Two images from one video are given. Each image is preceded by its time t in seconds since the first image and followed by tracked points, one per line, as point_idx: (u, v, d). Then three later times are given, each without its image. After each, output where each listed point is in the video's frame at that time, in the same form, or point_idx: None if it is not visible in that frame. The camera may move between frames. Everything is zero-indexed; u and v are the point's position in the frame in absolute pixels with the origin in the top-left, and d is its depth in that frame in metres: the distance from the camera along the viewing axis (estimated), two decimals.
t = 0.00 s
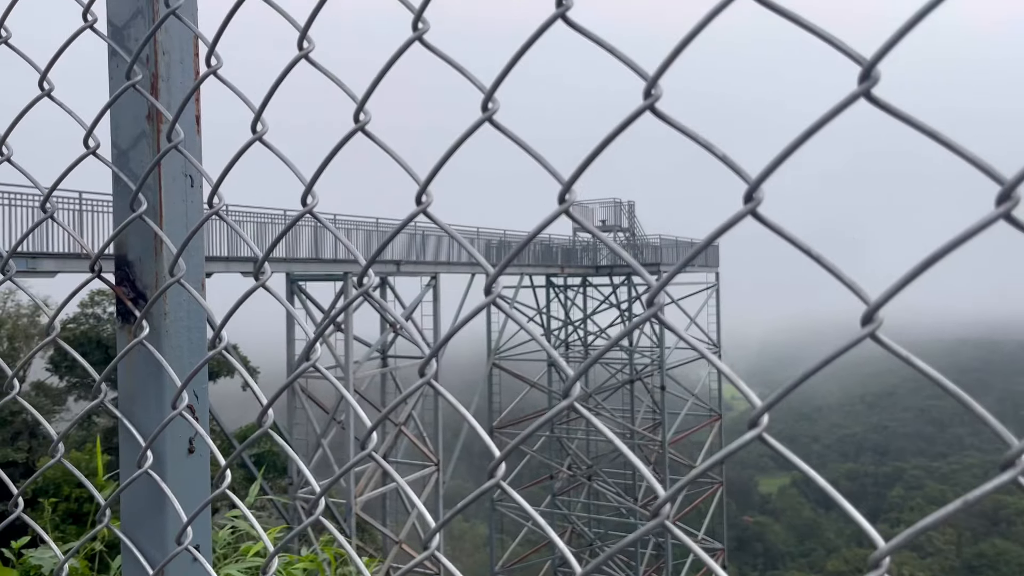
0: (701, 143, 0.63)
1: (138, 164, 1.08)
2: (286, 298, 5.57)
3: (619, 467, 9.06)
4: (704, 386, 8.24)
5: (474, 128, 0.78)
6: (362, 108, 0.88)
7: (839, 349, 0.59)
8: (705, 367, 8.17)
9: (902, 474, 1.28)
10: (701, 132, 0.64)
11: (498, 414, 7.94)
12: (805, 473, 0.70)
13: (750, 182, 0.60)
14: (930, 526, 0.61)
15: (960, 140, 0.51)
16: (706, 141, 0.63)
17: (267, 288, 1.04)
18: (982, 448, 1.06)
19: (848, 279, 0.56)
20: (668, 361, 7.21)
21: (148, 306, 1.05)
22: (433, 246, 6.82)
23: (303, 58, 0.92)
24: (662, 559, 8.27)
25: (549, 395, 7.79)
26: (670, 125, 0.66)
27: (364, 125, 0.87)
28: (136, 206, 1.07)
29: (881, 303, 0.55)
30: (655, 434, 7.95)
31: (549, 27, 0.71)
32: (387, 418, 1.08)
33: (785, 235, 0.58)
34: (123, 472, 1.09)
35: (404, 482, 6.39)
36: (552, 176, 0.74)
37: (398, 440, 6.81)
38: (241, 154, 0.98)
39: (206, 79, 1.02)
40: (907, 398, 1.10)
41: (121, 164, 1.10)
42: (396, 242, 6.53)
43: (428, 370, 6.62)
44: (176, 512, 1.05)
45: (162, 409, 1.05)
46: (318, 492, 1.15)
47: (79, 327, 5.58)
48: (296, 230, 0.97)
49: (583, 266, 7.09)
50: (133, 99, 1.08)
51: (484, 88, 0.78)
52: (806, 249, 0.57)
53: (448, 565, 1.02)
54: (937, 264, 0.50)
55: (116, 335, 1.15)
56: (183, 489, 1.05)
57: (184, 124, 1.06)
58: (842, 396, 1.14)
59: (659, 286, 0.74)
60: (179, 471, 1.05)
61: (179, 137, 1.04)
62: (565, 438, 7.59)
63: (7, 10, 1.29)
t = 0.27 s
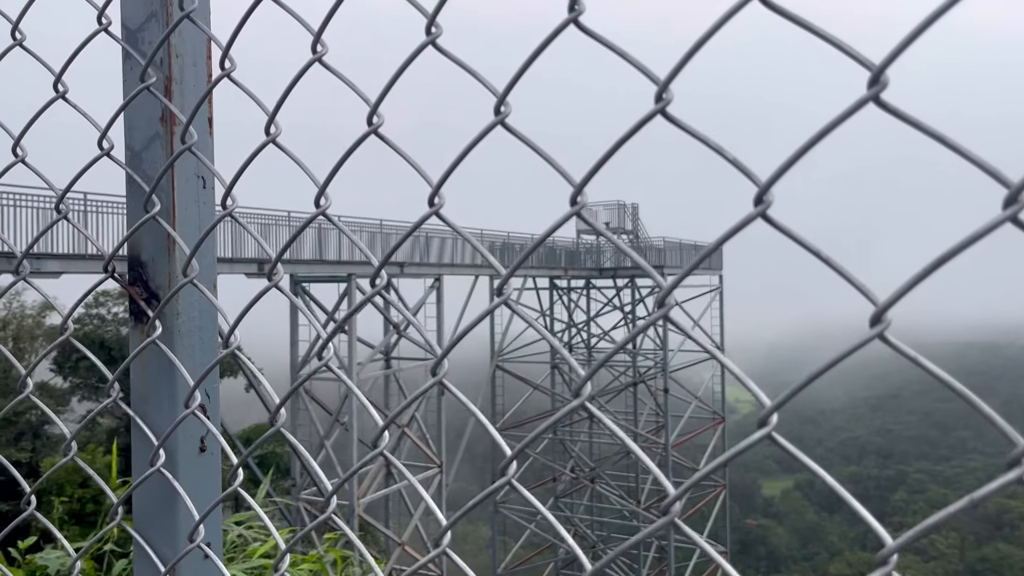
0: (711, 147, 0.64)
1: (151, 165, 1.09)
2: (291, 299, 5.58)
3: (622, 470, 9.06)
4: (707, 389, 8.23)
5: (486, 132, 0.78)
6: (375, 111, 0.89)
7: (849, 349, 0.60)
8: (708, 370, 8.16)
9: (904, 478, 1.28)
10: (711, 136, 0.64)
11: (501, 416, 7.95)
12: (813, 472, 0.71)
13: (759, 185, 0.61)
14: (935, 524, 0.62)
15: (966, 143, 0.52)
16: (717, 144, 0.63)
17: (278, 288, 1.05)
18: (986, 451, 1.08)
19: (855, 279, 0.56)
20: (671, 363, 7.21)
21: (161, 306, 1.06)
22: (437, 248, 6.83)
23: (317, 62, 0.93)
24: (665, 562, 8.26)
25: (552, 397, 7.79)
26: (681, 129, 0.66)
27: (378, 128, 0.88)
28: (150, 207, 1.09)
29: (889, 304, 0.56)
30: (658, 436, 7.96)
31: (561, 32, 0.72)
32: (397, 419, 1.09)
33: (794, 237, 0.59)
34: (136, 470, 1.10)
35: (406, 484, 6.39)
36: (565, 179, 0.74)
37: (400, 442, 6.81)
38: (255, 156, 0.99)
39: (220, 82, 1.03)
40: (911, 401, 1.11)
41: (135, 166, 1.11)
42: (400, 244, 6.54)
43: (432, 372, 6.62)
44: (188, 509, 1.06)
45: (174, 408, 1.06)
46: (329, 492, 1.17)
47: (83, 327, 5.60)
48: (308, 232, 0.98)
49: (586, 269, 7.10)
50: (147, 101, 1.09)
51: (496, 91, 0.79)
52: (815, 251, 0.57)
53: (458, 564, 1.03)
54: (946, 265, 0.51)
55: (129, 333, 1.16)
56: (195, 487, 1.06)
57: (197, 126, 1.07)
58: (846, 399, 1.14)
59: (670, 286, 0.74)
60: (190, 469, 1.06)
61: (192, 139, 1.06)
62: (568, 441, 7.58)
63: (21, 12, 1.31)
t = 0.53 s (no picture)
0: (724, 150, 0.64)
1: (162, 165, 1.19)
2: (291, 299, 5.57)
3: (621, 471, 9.06)
4: (706, 390, 8.24)
5: (498, 134, 0.79)
6: (386, 112, 0.89)
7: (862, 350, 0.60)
8: (708, 371, 8.17)
9: (904, 480, 1.28)
10: (724, 138, 0.65)
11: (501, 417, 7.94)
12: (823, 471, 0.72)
13: (772, 188, 0.61)
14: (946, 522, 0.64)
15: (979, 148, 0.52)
16: (730, 146, 0.63)
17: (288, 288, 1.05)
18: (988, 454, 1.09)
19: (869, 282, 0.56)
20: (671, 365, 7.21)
21: (171, 307, 1.17)
22: (438, 249, 6.81)
23: (327, 63, 0.93)
24: (664, 563, 8.26)
25: (552, 398, 7.79)
26: (694, 131, 0.67)
27: (389, 130, 0.88)
28: (160, 208, 1.20)
29: (902, 306, 0.57)
30: (658, 438, 7.96)
31: (574, 34, 0.72)
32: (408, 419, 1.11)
33: (808, 241, 0.59)
34: (146, 470, 1.23)
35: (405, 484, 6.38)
36: (577, 180, 0.75)
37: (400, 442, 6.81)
38: (264, 157, 0.99)
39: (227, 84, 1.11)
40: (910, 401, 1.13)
41: (145, 165, 1.21)
42: (400, 244, 6.55)
43: (432, 373, 6.62)
44: (197, 507, 1.19)
45: (184, 410, 1.18)
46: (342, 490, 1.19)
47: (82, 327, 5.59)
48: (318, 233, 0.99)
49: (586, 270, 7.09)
50: (158, 101, 1.19)
51: (508, 93, 0.79)
52: (829, 254, 0.58)
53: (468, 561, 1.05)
54: (958, 269, 0.51)
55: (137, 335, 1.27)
56: (204, 485, 1.20)
57: (206, 128, 1.17)
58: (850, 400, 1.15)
59: (682, 287, 0.75)
60: (199, 466, 1.19)
61: (202, 140, 1.15)
62: (568, 441, 7.58)
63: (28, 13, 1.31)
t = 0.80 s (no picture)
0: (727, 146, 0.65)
1: (159, 162, 1.22)
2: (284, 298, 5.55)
3: (615, 471, 9.06)
4: (700, 390, 8.26)
5: (500, 130, 0.79)
6: (388, 108, 0.90)
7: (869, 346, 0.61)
8: (702, 371, 8.19)
9: (898, 480, 1.30)
10: (728, 134, 0.65)
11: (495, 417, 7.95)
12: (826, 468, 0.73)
13: (776, 186, 0.62)
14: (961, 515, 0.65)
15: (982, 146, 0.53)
16: (734, 143, 0.64)
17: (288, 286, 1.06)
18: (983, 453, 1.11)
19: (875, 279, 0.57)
20: (664, 365, 7.21)
21: (168, 305, 1.19)
22: (431, 248, 6.80)
23: (329, 60, 0.94)
24: (658, 563, 8.27)
25: (547, 398, 7.78)
26: (697, 128, 0.67)
27: (390, 126, 0.89)
28: (156, 205, 1.22)
29: (907, 303, 0.57)
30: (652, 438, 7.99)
31: (577, 30, 0.73)
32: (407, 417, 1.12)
33: (813, 238, 0.60)
34: (142, 470, 1.23)
35: (399, 484, 6.36)
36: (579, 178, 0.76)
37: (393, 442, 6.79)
38: (265, 153, 1.00)
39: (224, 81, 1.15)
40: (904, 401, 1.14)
41: (142, 163, 1.24)
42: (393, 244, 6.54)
43: (425, 373, 6.61)
44: (194, 507, 1.19)
45: (181, 408, 1.20)
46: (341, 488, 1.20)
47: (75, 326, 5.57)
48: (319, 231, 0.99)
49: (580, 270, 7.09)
50: (155, 98, 1.22)
51: (510, 90, 0.80)
52: (834, 251, 0.58)
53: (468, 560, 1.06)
54: (963, 267, 0.52)
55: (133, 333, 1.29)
56: (200, 485, 1.20)
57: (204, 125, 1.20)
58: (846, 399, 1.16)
59: (685, 284, 0.75)
60: (195, 466, 1.20)
61: (200, 137, 1.19)
62: (562, 441, 7.57)
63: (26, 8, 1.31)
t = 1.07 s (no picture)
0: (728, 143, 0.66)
1: (153, 160, 1.22)
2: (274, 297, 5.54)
3: (603, 471, 9.09)
4: (689, 390, 8.29)
5: (499, 127, 0.80)
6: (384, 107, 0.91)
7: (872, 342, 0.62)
8: (691, 371, 8.22)
9: (888, 479, 1.32)
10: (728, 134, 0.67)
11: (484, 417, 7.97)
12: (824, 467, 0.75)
13: (777, 184, 0.63)
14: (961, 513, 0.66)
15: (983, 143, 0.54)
16: (735, 141, 0.65)
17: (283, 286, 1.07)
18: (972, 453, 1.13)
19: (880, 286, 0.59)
20: (653, 364, 7.23)
21: (161, 303, 1.19)
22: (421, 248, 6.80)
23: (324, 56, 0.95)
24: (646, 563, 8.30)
25: (536, 397, 7.80)
26: (696, 125, 0.69)
27: (387, 124, 0.90)
28: (149, 202, 1.22)
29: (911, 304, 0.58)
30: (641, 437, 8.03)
31: (576, 27, 0.74)
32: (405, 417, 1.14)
33: (814, 236, 0.61)
34: (134, 470, 1.23)
35: (387, 484, 6.36)
36: (579, 177, 0.77)
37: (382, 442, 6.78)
38: (261, 150, 1.00)
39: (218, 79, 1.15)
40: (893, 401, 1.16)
41: (135, 160, 1.24)
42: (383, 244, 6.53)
43: (415, 373, 6.61)
44: (187, 507, 1.19)
45: (174, 406, 1.20)
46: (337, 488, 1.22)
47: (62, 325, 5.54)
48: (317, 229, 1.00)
49: (570, 269, 7.09)
50: (148, 95, 1.22)
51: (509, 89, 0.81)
52: (834, 249, 0.60)
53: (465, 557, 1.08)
54: (964, 266, 0.53)
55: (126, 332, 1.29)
56: (193, 484, 1.20)
57: (197, 122, 1.20)
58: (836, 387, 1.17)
59: (685, 282, 0.76)
60: (188, 465, 1.20)
61: (194, 133, 1.19)
62: (551, 441, 7.58)
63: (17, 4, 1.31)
